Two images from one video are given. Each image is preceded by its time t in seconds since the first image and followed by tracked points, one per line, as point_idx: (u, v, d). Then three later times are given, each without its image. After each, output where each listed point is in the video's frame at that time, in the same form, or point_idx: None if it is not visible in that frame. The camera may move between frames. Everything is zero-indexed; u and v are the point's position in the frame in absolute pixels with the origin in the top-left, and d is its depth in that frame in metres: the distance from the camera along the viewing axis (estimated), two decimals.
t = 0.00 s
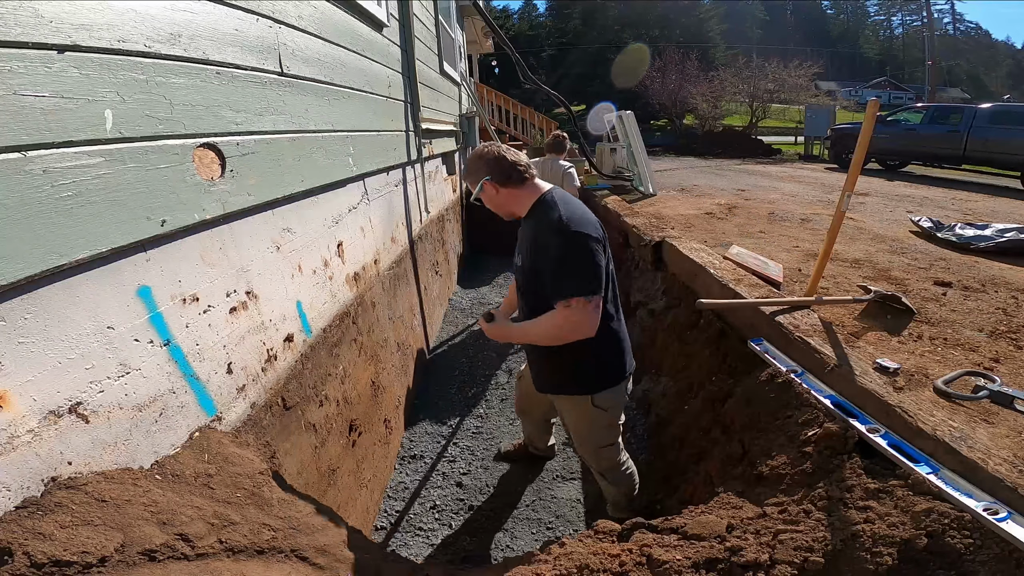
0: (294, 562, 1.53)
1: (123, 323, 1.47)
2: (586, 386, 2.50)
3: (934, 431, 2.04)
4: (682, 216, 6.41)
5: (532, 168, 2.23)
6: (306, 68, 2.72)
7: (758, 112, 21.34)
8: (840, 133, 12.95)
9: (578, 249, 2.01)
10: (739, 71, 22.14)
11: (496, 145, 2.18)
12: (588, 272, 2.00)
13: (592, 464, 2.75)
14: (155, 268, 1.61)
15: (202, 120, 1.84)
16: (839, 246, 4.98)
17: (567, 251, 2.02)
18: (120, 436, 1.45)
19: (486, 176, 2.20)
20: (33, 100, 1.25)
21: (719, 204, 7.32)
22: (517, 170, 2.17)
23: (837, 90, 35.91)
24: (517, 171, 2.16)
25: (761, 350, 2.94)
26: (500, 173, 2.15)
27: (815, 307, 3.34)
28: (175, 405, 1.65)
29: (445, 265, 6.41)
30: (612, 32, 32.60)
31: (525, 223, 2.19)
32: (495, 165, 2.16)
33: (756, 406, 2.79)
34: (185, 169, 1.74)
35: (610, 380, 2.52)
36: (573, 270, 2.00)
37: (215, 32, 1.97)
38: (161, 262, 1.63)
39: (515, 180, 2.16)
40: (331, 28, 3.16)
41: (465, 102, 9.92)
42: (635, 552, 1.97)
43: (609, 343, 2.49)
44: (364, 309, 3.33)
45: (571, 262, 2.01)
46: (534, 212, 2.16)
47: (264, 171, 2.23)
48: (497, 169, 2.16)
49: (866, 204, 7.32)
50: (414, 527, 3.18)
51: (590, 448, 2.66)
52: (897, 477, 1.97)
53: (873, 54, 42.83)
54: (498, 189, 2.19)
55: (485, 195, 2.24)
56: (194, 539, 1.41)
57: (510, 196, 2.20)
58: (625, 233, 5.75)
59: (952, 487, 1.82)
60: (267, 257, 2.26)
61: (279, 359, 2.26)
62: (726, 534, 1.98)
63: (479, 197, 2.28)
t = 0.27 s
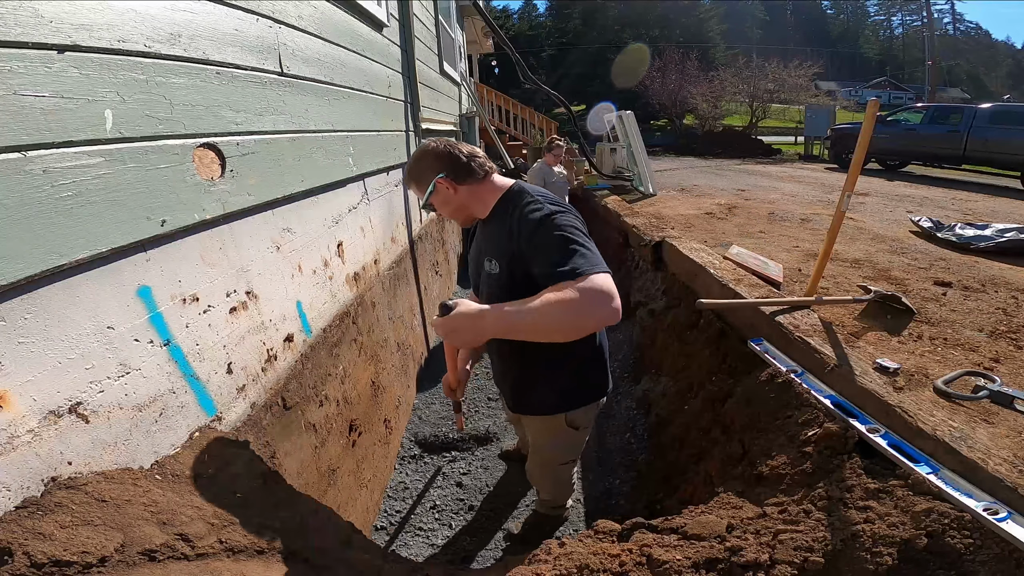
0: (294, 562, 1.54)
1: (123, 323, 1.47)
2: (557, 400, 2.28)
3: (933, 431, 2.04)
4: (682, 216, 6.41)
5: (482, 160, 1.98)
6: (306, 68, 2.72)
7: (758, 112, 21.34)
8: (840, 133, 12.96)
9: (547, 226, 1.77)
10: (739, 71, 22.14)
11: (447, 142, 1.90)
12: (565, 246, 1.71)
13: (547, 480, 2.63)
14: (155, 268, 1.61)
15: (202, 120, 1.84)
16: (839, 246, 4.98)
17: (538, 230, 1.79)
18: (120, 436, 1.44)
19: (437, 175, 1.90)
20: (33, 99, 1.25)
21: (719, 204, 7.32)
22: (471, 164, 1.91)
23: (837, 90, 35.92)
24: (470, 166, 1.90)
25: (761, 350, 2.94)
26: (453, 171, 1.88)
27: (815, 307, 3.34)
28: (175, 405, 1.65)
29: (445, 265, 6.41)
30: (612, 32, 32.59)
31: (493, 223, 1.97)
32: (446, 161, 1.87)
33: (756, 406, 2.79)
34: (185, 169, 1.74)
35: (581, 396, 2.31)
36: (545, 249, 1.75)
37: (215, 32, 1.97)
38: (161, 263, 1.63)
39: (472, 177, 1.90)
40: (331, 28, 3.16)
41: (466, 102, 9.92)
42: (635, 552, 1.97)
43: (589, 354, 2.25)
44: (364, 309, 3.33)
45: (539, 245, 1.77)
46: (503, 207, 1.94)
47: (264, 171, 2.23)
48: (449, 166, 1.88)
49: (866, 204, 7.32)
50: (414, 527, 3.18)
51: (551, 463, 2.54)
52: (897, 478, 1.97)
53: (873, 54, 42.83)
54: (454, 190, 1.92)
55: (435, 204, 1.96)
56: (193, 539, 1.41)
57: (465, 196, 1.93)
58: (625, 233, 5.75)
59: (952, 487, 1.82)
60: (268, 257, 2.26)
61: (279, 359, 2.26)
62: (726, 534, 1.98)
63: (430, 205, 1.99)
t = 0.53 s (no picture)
0: (294, 561, 1.54)
1: (124, 323, 1.47)
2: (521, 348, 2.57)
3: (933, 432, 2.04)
4: (682, 216, 6.41)
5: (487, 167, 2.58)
6: (306, 68, 2.72)
7: (758, 112, 21.34)
8: (840, 133, 12.96)
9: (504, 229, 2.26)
10: (739, 71, 22.13)
11: (460, 141, 2.49)
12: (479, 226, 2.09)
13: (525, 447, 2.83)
14: (155, 268, 1.61)
15: (202, 120, 1.84)
16: (839, 246, 4.98)
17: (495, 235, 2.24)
18: (120, 436, 1.44)
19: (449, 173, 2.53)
20: (33, 100, 1.25)
21: (719, 204, 7.32)
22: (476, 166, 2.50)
23: (836, 90, 35.92)
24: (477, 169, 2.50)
25: (761, 350, 2.94)
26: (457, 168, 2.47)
27: (815, 307, 3.34)
28: (175, 405, 1.65)
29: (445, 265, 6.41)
30: (612, 32, 32.59)
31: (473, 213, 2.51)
32: (456, 160, 2.45)
33: (756, 406, 2.79)
34: (185, 169, 1.74)
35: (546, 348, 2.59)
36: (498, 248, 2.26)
37: (215, 32, 1.97)
38: (161, 263, 1.63)
39: (471, 175, 2.48)
40: (331, 28, 3.16)
41: (466, 102, 9.92)
42: (635, 552, 1.97)
43: (545, 304, 2.55)
44: (364, 309, 3.33)
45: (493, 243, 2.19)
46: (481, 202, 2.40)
47: (264, 171, 2.23)
48: (456, 165, 2.47)
49: (866, 204, 7.31)
50: (414, 527, 3.18)
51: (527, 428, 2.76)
52: (897, 477, 1.97)
53: (873, 54, 42.84)
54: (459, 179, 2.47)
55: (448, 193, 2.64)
56: (193, 539, 1.41)
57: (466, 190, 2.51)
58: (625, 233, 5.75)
59: (952, 487, 1.82)
60: (267, 257, 2.26)
61: (279, 359, 2.26)
62: (726, 534, 1.98)
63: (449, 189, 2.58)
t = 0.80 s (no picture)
0: (294, 561, 1.54)
1: (124, 323, 1.47)
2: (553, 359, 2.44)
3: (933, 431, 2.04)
4: (682, 216, 6.41)
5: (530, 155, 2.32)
6: (306, 68, 2.72)
7: (758, 112, 21.34)
8: (840, 133, 12.96)
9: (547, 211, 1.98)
10: (739, 71, 22.13)
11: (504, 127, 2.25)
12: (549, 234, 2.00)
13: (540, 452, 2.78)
14: (155, 268, 1.61)
15: (202, 120, 1.84)
16: (840, 246, 4.97)
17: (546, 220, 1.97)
18: (120, 436, 1.44)
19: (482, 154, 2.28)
20: (33, 99, 1.25)
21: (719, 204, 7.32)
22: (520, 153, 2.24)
23: (836, 90, 35.91)
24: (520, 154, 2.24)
25: (761, 350, 2.94)
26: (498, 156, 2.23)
27: (815, 307, 3.34)
28: (175, 405, 1.65)
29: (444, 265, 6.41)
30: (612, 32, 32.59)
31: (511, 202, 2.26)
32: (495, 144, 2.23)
33: (756, 406, 2.79)
34: (185, 169, 1.74)
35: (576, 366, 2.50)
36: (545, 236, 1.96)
37: (215, 32, 1.97)
38: (161, 263, 1.63)
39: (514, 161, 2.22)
40: (331, 28, 3.16)
41: (466, 102, 9.92)
42: (635, 552, 1.97)
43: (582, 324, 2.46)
44: (364, 309, 3.33)
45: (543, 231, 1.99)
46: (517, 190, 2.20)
47: (264, 171, 2.23)
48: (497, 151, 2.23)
49: (866, 204, 7.31)
50: (413, 527, 3.19)
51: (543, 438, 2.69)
52: (897, 477, 1.97)
53: (873, 54, 42.84)
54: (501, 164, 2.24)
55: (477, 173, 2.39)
56: (193, 539, 1.41)
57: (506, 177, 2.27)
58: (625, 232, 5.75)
59: (952, 487, 1.81)
60: (267, 257, 2.26)
61: (279, 358, 2.26)
62: (726, 534, 1.98)
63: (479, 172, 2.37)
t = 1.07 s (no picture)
0: (294, 561, 1.54)
1: (124, 323, 1.47)
2: (565, 311, 2.74)
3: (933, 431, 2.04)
4: (681, 216, 6.41)
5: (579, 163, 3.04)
6: (306, 68, 2.72)
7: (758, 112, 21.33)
8: (840, 133, 12.96)
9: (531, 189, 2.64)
10: (739, 71, 22.13)
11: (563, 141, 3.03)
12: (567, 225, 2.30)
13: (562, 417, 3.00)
14: (155, 268, 1.61)
15: (202, 120, 1.84)
16: (840, 246, 4.97)
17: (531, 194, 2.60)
18: (120, 436, 1.44)
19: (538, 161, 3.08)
20: (33, 100, 1.25)
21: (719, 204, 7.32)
22: (565, 157, 2.97)
23: (836, 90, 35.92)
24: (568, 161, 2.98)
25: (762, 350, 2.94)
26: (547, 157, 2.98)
27: (815, 307, 3.34)
28: (175, 405, 1.65)
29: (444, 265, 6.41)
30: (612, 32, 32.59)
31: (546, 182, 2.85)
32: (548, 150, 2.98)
33: (756, 406, 2.79)
34: (185, 169, 1.74)
35: (593, 324, 2.73)
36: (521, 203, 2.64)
37: (215, 32, 1.97)
38: (161, 263, 1.63)
39: (558, 161, 2.96)
40: (331, 28, 3.17)
41: (466, 102, 9.92)
42: (635, 552, 1.98)
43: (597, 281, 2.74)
44: (364, 309, 3.34)
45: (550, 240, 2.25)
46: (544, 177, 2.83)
47: (264, 171, 2.23)
48: (548, 155, 2.98)
49: (866, 204, 7.31)
50: (414, 527, 3.18)
51: (562, 398, 2.94)
52: (897, 477, 1.97)
53: (873, 54, 42.85)
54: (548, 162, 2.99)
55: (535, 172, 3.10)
56: (193, 539, 1.41)
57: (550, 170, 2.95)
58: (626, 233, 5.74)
59: (952, 487, 1.82)
60: (267, 257, 2.26)
61: (279, 359, 2.26)
62: (726, 534, 1.98)
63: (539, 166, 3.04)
